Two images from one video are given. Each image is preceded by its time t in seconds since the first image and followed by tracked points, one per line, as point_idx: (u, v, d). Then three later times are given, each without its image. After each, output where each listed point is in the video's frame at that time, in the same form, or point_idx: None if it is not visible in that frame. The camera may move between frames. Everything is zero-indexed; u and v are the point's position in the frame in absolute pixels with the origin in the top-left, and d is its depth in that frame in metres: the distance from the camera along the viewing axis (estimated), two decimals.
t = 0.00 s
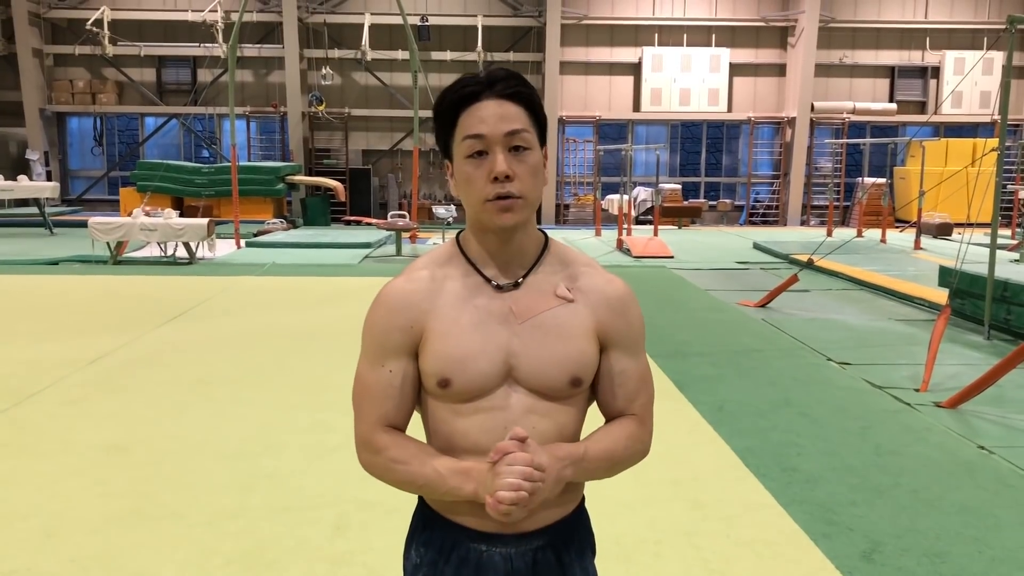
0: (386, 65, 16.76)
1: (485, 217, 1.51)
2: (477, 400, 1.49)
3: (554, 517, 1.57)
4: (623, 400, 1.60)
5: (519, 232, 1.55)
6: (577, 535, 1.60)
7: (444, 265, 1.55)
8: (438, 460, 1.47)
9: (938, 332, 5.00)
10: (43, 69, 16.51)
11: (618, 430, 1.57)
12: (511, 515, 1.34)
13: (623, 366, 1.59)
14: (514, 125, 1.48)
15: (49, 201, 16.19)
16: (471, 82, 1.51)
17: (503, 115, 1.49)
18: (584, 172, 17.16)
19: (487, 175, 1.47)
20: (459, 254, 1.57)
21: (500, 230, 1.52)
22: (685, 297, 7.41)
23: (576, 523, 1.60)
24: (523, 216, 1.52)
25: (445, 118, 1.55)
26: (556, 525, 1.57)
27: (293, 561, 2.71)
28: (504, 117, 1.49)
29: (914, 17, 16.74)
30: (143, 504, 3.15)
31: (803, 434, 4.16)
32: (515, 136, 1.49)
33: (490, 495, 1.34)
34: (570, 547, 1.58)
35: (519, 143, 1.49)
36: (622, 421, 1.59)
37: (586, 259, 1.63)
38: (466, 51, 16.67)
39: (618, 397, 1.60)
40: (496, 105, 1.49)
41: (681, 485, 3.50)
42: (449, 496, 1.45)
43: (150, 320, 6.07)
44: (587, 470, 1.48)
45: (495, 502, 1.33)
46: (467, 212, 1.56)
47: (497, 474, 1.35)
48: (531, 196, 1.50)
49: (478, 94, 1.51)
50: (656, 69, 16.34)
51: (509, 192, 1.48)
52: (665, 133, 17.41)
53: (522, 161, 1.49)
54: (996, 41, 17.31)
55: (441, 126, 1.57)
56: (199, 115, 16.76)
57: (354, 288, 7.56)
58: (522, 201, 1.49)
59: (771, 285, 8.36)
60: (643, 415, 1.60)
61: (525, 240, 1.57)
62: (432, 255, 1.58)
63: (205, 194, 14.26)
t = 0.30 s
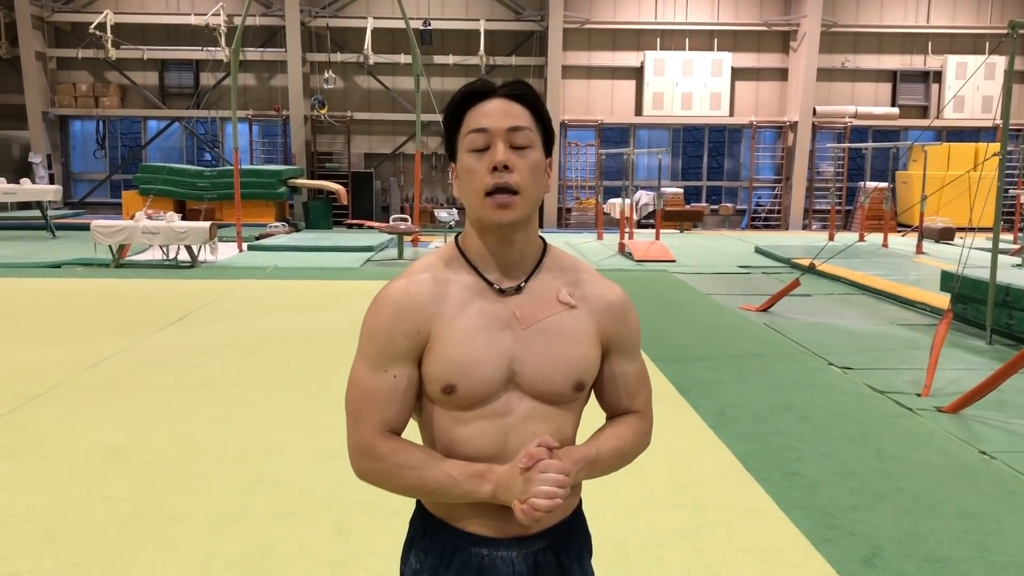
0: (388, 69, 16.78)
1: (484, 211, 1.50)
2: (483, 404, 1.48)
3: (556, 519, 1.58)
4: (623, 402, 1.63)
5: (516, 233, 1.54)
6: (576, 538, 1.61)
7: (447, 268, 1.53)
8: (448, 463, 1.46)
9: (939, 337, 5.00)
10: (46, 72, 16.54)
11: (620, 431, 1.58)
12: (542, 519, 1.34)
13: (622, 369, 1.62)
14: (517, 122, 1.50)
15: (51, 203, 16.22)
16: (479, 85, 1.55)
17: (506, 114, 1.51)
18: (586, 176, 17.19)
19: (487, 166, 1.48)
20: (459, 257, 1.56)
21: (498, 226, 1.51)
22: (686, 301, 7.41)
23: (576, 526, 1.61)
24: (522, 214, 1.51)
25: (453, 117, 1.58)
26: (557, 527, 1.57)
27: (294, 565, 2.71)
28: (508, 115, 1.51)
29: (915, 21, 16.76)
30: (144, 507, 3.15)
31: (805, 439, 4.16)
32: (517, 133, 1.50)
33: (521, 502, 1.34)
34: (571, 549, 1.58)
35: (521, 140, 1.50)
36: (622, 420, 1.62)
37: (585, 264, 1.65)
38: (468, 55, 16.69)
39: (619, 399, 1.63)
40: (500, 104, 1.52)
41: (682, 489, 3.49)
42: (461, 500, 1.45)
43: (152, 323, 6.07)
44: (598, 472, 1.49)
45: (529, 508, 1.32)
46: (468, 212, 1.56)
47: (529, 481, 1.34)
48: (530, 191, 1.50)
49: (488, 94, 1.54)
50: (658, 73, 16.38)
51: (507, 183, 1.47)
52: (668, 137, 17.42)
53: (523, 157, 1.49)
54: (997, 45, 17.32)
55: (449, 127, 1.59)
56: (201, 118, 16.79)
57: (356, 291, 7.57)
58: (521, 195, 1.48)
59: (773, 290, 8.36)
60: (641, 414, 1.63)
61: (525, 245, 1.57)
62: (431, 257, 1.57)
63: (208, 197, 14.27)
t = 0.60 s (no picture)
0: (388, 72, 16.79)
1: (471, 214, 1.50)
2: (477, 411, 1.49)
3: (552, 523, 1.57)
4: (622, 407, 1.61)
5: (507, 235, 1.54)
6: (573, 542, 1.60)
7: (440, 276, 1.55)
8: (443, 469, 1.46)
9: (939, 340, 5.00)
10: (46, 75, 16.57)
11: (618, 436, 1.57)
12: (523, 518, 1.33)
13: (621, 374, 1.60)
14: (492, 122, 1.52)
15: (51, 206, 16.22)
16: (453, 95, 1.58)
17: (481, 116, 1.53)
18: (586, 179, 17.22)
19: (468, 168, 1.49)
20: (454, 266, 1.57)
21: (488, 229, 1.51)
22: (686, 304, 7.41)
23: (573, 530, 1.60)
24: (510, 213, 1.51)
25: (433, 132, 1.61)
26: (553, 531, 1.57)
27: (292, 568, 2.71)
28: (482, 117, 1.53)
29: (915, 24, 16.78)
30: (143, 510, 3.15)
31: (804, 442, 4.16)
32: (494, 133, 1.52)
33: (501, 498, 1.33)
34: (568, 553, 1.58)
35: (498, 139, 1.52)
36: (622, 425, 1.60)
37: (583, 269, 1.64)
38: (468, 58, 16.70)
39: (618, 404, 1.61)
40: (475, 109, 1.54)
41: (681, 492, 3.50)
42: (452, 505, 1.45)
43: (151, 326, 6.07)
44: (589, 475, 1.48)
45: (508, 505, 1.31)
46: (459, 222, 1.56)
47: (507, 478, 1.34)
48: (514, 188, 1.50)
49: (463, 101, 1.57)
50: (658, 77, 16.40)
51: (489, 183, 1.48)
52: (667, 140, 17.44)
53: (502, 155, 1.50)
54: (997, 48, 17.34)
55: (432, 142, 1.62)
56: (201, 121, 16.81)
57: (355, 294, 7.57)
58: (505, 193, 1.49)
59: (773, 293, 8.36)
60: (642, 420, 1.62)
61: (519, 248, 1.56)
62: (426, 267, 1.58)
63: (208, 200, 14.28)
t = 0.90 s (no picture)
0: (388, 72, 16.77)
1: (469, 215, 1.51)
2: (469, 405, 1.49)
3: (549, 523, 1.56)
4: (621, 404, 1.60)
5: (505, 236, 1.54)
6: (572, 542, 1.59)
7: (436, 270, 1.55)
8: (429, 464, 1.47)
9: (940, 339, 4.98)
10: (46, 75, 16.55)
11: (615, 435, 1.57)
12: (498, 515, 1.32)
13: (619, 371, 1.58)
14: (494, 122, 1.51)
15: (52, 207, 16.21)
16: (455, 91, 1.56)
17: (484, 116, 1.52)
18: (586, 177, 17.22)
19: (468, 170, 1.49)
20: (451, 261, 1.57)
21: (486, 231, 1.51)
22: (686, 303, 7.41)
23: (572, 529, 1.60)
24: (509, 215, 1.51)
25: (434, 127, 1.60)
26: (550, 531, 1.56)
27: (292, 569, 2.70)
28: (485, 118, 1.52)
29: (916, 22, 16.75)
30: (142, 510, 3.15)
31: (805, 441, 4.15)
32: (496, 135, 1.51)
33: (476, 496, 1.32)
34: (566, 553, 1.57)
35: (500, 141, 1.51)
36: (622, 423, 1.60)
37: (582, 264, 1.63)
38: (469, 58, 16.69)
39: (617, 402, 1.60)
40: (477, 108, 1.53)
41: (682, 492, 3.49)
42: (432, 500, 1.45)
43: (151, 326, 6.07)
44: (579, 474, 1.47)
45: (482, 501, 1.31)
46: (456, 219, 1.56)
47: (483, 474, 1.34)
48: (514, 191, 1.50)
49: (464, 98, 1.55)
50: (659, 75, 16.38)
51: (490, 186, 1.48)
52: (668, 139, 17.42)
53: (503, 157, 1.50)
54: (998, 46, 17.31)
55: (432, 136, 1.61)
56: (202, 121, 16.80)
57: (356, 293, 7.57)
58: (505, 196, 1.49)
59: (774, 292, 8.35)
60: (644, 419, 1.60)
61: (516, 247, 1.56)
62: (423, 261, 1.58)
63: (208, 200, 14.27)
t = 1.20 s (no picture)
0: (392, 69, 16.75)
1: (471, 219, 1.51)
2: (477, 403, 1.48)
3: (553, 520, 1.56)
4: (627, 403, 1.60)
5: (510, 235, 1.54)
6: (575, 540, 1.60)
7: (443, 266, 1.54)
8: (437, 463, 1.47)
9: (945, 336, 4.97)
10: (51, 74, 16.59)
11: (621, 433, 1.57)
12: (515, 520, 1.33)
13: (626, 368, 1.59)
14: (490, 122, 1.49)
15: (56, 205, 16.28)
16: (452, 89, 1.54)
17: (481, 115, 1.50)
18: (590, 175, 17.20)
19: (467, 175, 1.48)
20: (456, 259, 1.57)
21: (489, 232, 1.51)
22: (690, 301, 7.40)
23: (575, 527, 1.60)
24: (511, 215, 1.51)
25: (435, 126, 1.59)
26: (555, 528, 1.56)
27: (295, 567, 2.70)
28: (482, 117, 1.50)
29: (921, 19, 16.69)
30: (146, 508, 3.15)
31: (810, 439, 4.14)
32: (495, 135, 1.49)
33: (494, 500, 1.33)
34: (569, 551, 1.57)
35: (498, 141, 1.49)
36: (626, 421, 1.60)
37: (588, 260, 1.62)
38: (473, 55, 16.68)
39: (622, 400, 1.60)
40: (474, 106, 1.51)
41: (686, 490, 3.48)
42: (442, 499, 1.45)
43: (155, 324, 6.07)
44: (590, 475, 1.48)
45: (500, 507, 1.31)
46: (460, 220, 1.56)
47: (500, 479, 1.34)
48: (516, 192, 1.49)
49: (461, 98, 1.54)
50: (662, 72, 16.35)
51: (490, 190, 1.48)
52: (672, 136, 17.40)
53: (502, 158, 1.49)
54: (1004, 42, 17.23)
55: (434, 135, 1.60)
56: (206, 119, 16.84)
57: (360, 291, 7.57)
58: (507, 197, 1.49)
59: (778, 289, 8.34)
60: (648, 416, 1.61)
61: (522, 243, 1.56)
62: (428, 257, 1.58)
63: (212, 198, 14.19)
